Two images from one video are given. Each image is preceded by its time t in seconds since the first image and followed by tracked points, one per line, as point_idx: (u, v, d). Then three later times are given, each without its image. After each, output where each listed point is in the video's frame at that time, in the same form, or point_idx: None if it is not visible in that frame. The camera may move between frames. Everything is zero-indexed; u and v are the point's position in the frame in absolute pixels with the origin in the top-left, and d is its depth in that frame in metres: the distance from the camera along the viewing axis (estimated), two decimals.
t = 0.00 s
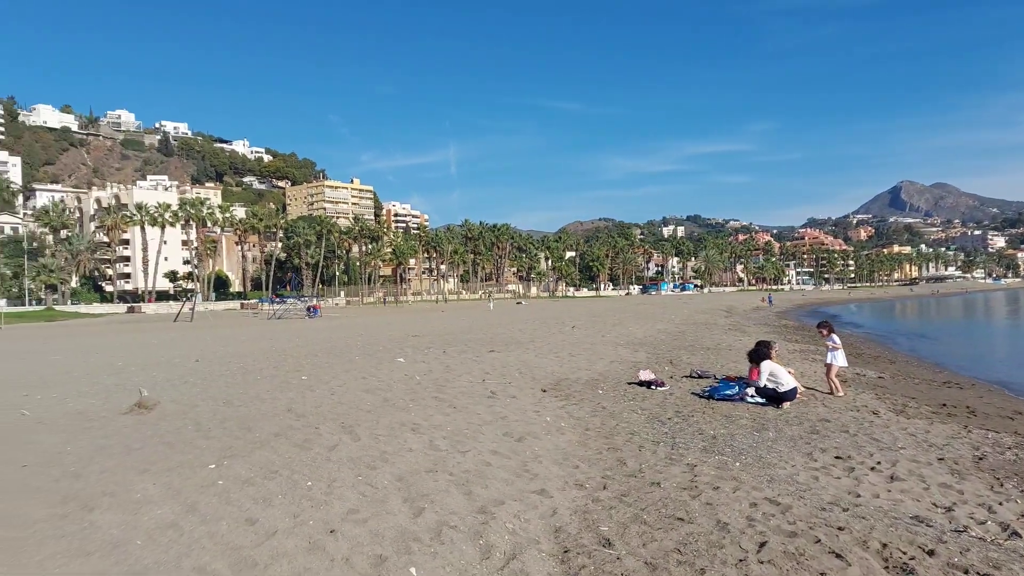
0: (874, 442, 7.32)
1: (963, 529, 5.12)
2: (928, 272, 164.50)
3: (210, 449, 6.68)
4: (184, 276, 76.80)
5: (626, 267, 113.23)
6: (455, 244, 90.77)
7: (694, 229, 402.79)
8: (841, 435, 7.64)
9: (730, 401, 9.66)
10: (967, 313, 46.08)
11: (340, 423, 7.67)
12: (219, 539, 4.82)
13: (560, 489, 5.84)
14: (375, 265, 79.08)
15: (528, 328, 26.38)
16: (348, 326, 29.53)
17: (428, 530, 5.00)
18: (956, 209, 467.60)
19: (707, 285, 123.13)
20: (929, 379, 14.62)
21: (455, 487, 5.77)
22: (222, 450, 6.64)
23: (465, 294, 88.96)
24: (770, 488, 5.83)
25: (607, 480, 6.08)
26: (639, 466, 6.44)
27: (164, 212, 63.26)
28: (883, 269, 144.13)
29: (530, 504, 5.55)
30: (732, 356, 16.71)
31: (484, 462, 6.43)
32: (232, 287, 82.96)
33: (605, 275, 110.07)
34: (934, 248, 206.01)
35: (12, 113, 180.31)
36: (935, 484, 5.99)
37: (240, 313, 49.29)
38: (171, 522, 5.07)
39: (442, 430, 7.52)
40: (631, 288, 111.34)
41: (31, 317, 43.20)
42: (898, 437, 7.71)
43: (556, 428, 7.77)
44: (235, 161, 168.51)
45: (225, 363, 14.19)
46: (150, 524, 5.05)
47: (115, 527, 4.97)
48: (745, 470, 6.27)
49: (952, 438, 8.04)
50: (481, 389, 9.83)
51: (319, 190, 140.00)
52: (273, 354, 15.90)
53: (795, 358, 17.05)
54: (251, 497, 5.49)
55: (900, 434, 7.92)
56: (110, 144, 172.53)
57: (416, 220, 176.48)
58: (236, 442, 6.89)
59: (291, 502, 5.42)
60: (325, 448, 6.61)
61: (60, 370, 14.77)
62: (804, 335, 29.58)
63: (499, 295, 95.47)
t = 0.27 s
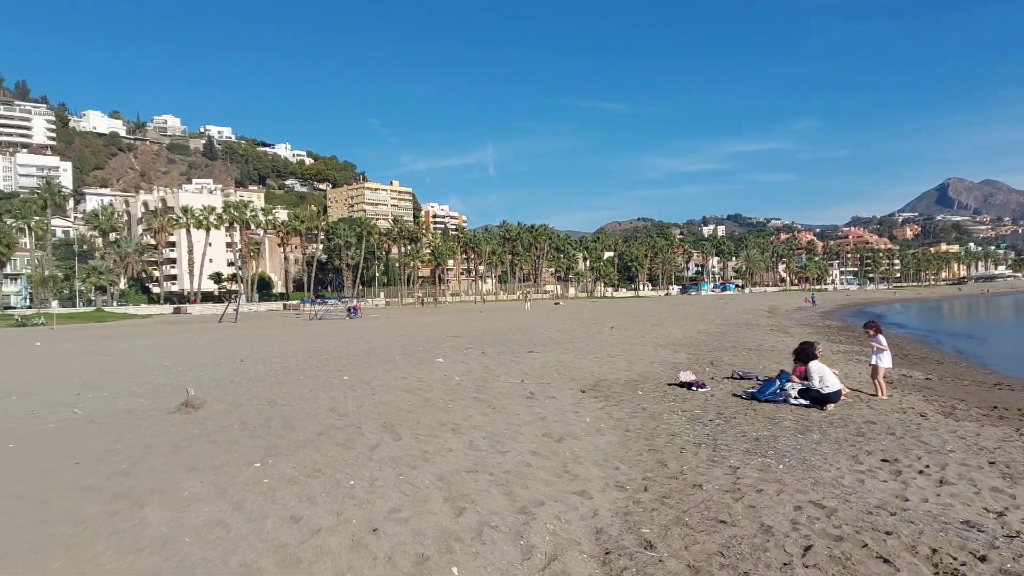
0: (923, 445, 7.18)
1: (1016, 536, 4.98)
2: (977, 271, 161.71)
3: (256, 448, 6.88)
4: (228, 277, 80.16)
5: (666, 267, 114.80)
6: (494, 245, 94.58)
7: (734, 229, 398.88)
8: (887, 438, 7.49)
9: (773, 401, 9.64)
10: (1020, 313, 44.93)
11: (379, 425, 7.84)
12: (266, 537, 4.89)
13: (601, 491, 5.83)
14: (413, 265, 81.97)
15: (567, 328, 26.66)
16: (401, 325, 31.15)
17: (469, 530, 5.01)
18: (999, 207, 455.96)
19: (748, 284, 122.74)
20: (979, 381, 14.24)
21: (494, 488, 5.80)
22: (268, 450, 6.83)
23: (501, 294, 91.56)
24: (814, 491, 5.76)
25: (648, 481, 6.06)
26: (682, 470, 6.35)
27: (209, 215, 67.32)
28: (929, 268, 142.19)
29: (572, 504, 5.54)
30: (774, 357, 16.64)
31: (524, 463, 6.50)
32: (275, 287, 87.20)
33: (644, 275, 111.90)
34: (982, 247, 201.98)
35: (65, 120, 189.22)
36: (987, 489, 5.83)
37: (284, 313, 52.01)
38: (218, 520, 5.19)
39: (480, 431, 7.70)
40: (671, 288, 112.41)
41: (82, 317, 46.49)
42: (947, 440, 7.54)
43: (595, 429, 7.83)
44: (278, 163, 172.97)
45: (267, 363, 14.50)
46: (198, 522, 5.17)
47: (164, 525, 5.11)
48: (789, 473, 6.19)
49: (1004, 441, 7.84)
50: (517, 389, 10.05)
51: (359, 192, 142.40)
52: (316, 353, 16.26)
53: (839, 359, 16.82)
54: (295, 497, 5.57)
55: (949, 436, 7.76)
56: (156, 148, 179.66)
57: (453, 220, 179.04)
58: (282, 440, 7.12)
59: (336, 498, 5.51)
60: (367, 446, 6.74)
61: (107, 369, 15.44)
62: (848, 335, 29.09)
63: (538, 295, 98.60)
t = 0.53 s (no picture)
0: (994, 449, 7.04)
1: None
2: None
3: (310, 449, 7.67)
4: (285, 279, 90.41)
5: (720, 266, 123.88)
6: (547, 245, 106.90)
7: (793, 229, 393.99)
8: (957, 442, 7.39)
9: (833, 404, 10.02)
10: None
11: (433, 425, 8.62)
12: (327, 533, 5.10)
13: (658, 493, 5.89)
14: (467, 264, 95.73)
15: (621, 329, 27.62)
16: (459, 326, 36.52)
17: (525, 530, 5.04)
18: None
19: (808, 284, 124.42)
20: None
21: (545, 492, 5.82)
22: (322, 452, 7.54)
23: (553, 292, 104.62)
24: (880, 496, 5.63)
25: (706, 485, 6.13)
26: (738, 472, 6.44)
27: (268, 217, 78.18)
28: (1001, 266, 140.01)
29: (628, 506, 5.58)
30: (833, 359, 16.84)
31: (578, 463, 6.72)
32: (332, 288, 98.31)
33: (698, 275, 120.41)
34: None
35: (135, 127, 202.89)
36: None
37: (343, 314, 60.05)
38: (280, 518, 5.53)
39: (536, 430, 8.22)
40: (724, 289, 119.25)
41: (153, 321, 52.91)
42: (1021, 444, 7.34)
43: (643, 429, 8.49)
44: (335, 166, 186.43)
45: (326, 371, 16.87)
46: (260, 517, 5.65)
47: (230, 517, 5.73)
48: (853, 477, 6.11)
49: None
50: (567, 390, 11.44)
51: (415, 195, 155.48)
52: (363, 356, 19.41)
53: (902, 360, 16.65)
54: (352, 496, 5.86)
55: None
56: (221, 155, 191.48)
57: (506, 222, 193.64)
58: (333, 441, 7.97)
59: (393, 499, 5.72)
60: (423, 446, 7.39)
61: (179, 380, 17.10)
62: (912, 336, 28.48)
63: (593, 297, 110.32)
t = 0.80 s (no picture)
0: None
1: None
2: None
3: (373, 450, 10.05)
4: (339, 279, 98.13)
5: (777, 264, 126.55)
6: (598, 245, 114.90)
7: (851, 226, 384.13)
8: None
9: (896, 405, 11.05)
10: None
11: (486, 427, 11.27)
12: (382, 531, 6.47)
13: (711, 497, 7.47)
14: (518, 264, 104.30)
15: (677, 327, 28.46)
16: (522, 324, 38.87)
17: (577, 530, 6.41)
18: None
19: (866, 281, 124.41)
20: None
21: (594, 493, 7.57)
22: (381, 452, 9.88)
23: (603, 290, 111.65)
24: (943, 501, 6.34)
25: (766, 488, 7.52)
26: (797, 474, 7.92)
27: (322, 222, 86.05)
28: None
29: (684, 509, 7.04)
30: (896, 358, 17.23)
31: (634, 465, 8.81)
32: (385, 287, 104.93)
33: (752, 272, 124.19)
34: None
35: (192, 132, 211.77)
36: None
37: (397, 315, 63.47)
38: (337, 515, 6.93)
39: (585, 431, 10.67)
40: (779, 286, 122.22)
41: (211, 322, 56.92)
42: None
43: (704, 432, 10.31)
44: (387, 169, 199.73)
45: (377, 373, 17.91)
46: (315, 516, 6.93)
47: (286, 517, 6.92)
48: (916, 481, 6.98)
49: None
50: (621, 390, 13.51)
51: (466, 196, 165.10)
52: (417, 357, 21.10)
53: (968, 358, 16.72)
54: (410, 494, 7.65)
55: None
56: (275, 158, 200.32)
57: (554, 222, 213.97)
58: (394, 442, 10.48)
59: (447, 497, 7.48)
60: (475, 446, 10.07)
61: (238, 380, 17.95)
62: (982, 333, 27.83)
63: (643, 296, 111.63)
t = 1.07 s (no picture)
0: None
1: None
2: None
3: (410, 449, 10.25)
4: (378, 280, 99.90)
5: (819, 262, 123.74)
6: (635, 244, 114.51)
7: (899, 222, 371.94)
8: None
9: (941, 404, 10.81)
10: None
11: (523, 427, 11.36)
12: (418, 531, 6.75)
13: (752, 497, 7.45)
14: (555, 264, 104.58)
15: (714, 327, 28.06)
16: (558, 324, 38.95)
17: (616, 531, 6.52)
18: None
19: (912, 279, 120.95)
20: None
21: (635, 493, 7.72)
22: (419, 451, 10.08)
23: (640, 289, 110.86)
24: (991, 503, 6.23)
25: (805, 489, 7.47)
26: (840, 474, 7.81)
27: (362, 223, 87.72)
28: None
29: (725, 511, 7.04)
30: (943, 357, 16.71)
31: (672, 464, 8.89)
32: (422, 287, 106.23)
33: (794, 270, 122.38)
34: None
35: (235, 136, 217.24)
36: None
37: (433, 315, 63.97)
38: (376, 514, 7.28)
39: (625, 432, 10.67)
40: (820, 284, 119.67)
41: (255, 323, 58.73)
42: None
43: (742, 432, 10.17)
44: (425, 170, 202.27)
45: (414, 374, 18.08)
46: (355, 515, 7.27)
47: (325, 516, 7.26)
48: (961, 483, 6.87)
49: None
50: (658, 390, 13.41)
51: (503, 196, 166.61)
52: (455, 357, 21.42)
53: (1020, 358, 16.11)
54: (448, 494, 8.00)
55: None
56: (315, 161, 204.73)
57: (591, 222, 214.40)
58: (431, 441, 10.63)
59: (484, 498, 7.78)
60: (511, 446, 10.18)
61: (278, 380, 18.40)
62: None
63: (681, 295, 109.89)
